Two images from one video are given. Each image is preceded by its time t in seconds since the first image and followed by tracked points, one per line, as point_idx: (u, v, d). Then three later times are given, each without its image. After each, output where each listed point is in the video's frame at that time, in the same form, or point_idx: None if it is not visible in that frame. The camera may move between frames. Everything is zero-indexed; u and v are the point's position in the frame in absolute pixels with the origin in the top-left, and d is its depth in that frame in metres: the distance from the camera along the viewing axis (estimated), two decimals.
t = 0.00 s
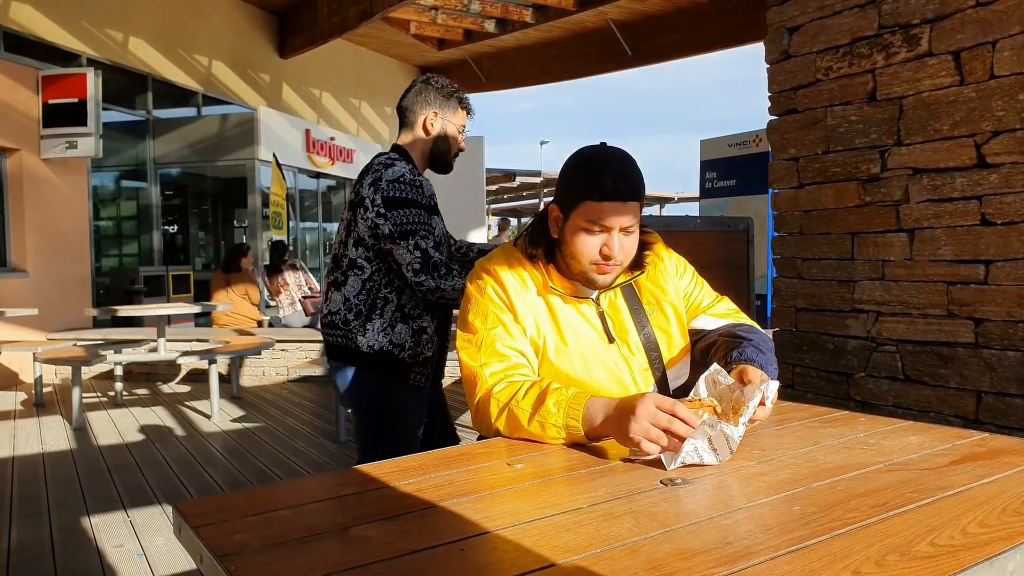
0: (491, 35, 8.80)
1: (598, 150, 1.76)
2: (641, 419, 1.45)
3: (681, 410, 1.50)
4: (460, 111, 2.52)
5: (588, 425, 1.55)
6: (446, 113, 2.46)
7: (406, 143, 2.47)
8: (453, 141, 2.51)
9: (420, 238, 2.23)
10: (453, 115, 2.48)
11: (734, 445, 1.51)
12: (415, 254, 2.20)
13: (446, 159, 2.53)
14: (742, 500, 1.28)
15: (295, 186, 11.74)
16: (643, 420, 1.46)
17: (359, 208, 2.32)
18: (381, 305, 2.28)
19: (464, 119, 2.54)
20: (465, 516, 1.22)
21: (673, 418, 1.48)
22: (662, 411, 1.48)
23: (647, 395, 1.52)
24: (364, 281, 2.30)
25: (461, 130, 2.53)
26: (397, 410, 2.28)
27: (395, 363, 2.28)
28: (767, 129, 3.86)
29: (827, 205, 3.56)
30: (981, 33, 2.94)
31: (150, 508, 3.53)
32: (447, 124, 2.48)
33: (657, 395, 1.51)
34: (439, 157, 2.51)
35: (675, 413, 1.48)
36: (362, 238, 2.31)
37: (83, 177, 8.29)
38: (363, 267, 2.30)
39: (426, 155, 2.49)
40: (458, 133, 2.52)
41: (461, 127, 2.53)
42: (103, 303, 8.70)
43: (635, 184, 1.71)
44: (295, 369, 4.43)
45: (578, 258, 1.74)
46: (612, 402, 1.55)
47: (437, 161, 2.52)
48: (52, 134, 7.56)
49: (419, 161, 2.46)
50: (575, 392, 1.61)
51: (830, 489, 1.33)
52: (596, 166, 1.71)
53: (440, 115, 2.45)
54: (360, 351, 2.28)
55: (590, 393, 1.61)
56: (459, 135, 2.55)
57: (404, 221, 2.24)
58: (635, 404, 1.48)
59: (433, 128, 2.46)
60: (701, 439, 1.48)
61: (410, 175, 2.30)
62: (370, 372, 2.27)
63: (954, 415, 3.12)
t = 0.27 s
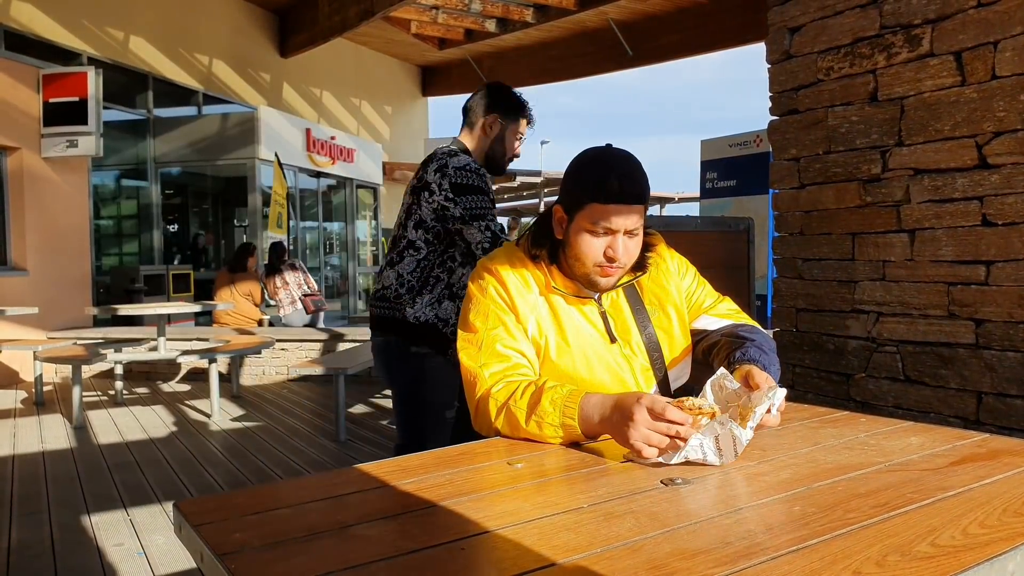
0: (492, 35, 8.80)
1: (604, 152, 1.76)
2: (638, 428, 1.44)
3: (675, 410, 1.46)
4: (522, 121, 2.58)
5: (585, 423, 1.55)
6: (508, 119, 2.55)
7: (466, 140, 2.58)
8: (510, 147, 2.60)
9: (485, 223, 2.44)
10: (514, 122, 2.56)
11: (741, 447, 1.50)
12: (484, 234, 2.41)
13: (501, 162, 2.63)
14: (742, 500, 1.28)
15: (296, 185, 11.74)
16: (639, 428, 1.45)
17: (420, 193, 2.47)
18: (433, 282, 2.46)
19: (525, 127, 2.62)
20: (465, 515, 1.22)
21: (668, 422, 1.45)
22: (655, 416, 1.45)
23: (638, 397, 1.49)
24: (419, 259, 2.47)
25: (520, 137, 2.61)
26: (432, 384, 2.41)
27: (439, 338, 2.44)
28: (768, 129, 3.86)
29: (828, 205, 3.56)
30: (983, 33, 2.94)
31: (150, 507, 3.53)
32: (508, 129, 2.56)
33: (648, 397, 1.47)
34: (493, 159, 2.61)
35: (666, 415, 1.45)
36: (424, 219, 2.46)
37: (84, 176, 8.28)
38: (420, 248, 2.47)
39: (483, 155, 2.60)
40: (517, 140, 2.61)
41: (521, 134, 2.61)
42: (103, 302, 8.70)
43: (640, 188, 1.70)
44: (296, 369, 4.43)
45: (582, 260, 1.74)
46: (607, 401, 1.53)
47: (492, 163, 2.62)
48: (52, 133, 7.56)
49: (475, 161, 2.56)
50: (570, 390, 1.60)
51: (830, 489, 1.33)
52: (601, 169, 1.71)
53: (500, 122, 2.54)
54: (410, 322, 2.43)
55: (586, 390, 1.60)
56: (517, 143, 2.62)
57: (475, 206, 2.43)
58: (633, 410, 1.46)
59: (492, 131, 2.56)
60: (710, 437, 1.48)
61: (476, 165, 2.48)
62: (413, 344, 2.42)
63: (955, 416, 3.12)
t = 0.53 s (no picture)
0: (494, 35, 8.79)
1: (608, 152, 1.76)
2: (637, 426, 1.43)
3: (670, 400, 1.43)
4: (539, 126, 2.57)
5: (581, 420, 1.54)
6: (526, 125, 2.54)
7: (483, 144, 2.58)
8: (526, 154, 2.59)
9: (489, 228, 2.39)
10: (532, 129, 2.55)
11: (745, 444, 1.52)
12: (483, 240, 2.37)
13: (516, 168, 2.62)
14: (744, 501, 1.28)
15: (297, 184, 11.74)
16: (637, 425, 1.43)
17: (432, 191, 2.46)
18: (440, 281, 2.47)
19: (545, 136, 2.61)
20: (466, 515, 1.22)
21: (664, 414, 1.43)
22: (650, 411, 1.43)
23: (630, 392, 1.45)
24: (429, 257, 2.48)
25: (537, 144, 2.60)
26: (425, 379, 2.42)
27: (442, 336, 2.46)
28: (770, 129, 3.86)
29: (830, 206, 3.56)
30: (985, 34, 2.93)
31: (150, 505, 3.53)
32: (525, 135, 2.55)
33: (641, 392, 1.44)
34: (508, 163, 2.60)
35: (662, 408, 1.42)
36: (436, 217, 2.46)
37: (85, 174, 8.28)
38: (431, 245, 2.48)
39: (499, 160, 2.59)
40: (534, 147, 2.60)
41: (539, 141, 2.60)
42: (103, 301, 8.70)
43: (643, 188, 1.71)
44: (296, 368, 4.42)
45: (583, 259, 1.74)
46: (601, 394, 1.52)
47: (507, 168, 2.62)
48: (53, 132, 7.56)
49: (489, 164, 2.56)
50: (565, 387, 1.60)
51: (832, 490, 1.33)
52: (604, 168, 1.71)
53: (516, 126, 2.53)
54: (415, 318, 2.44)
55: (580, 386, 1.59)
56: (535, 147, 2.60)
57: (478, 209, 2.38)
58: (632, 410, 1.44)
59: (509, 137, 2.55)
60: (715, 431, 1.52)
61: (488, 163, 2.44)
62: (410, 337, 2.44)
63: (956, 417, 3.11)
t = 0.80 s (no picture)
0: (494, 34, 8.79)
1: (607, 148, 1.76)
2: (634, 421, 1.45)
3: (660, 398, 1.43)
4: (498, 109, 2.48)
5: (577, 416, 1.54)
6: (481, 109, 2.48)
7: (449, 138, 2.58)
8: (488, 140, 2.50)
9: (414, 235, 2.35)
10: (488, 113, 2.48)
11: (747, 445, 1.50)
12: (386, 251, 2.38)
13: (483, 158, 2.53)
14: (744, 501, 1.28)
15: (297, 184, 11.74)
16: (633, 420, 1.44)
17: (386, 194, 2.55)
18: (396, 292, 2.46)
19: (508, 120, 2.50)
20: (466, 514, 1.22)
21: (657, 408, 1.42)
22: (643, 407, 1.43)
23: (622, 387, 1.45)
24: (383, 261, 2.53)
25: (499, 130, 2.49)
26: (396, 389, 2.39)
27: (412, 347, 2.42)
28: (771, 129, 3.86)
29: (830, 206, 3.56)
30: (986, 33, 2.93)
31: (150, 505, 3.53)
32: (481, 121, 2.49)
33: (632, 389, 1.43)
34: (475, 152, 2.53)
35: (653, 405, 1.42)
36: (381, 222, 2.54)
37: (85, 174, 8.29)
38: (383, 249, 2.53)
39: (466, 152, 2.54)
40: (496, 133, 2.49)
41: (502, 127, 2.49)
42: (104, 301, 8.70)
43: (643, 184, 1.71)
44: (297, 368, 4.42)
45: (584, 256, 1.73)
46: (596, 388, 1.52)
47: (475, 160, 2.55)
48: (54, 131, 7.56)
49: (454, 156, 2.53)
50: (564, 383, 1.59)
51: (833, 490, 1.33)
52: (605, 165, 1.71)
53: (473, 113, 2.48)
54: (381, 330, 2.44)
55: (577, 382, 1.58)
56: (500, 133, 2.50)
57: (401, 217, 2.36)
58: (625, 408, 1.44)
59: (466, 124, 2.51)
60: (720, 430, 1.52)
61: (417, 170, 2.44)
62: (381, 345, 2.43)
63: (956, 417, 3.11)
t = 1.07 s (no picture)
0: (494, 35, 8.80)
1: (602, 142, 1.82)
2: (631, 414, 1.45)
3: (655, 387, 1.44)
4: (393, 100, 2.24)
5: (575, 412, 1.55)
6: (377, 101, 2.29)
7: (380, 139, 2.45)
8: (388, 134, 2.27)
9: (304, 248, 2.19)
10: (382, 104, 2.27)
11: (751, 442, 1.50)
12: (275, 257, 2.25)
13: (394, 155, 2.32)
14: (745, 500, 1.28)
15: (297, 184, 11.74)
16: (630, 412, 1.45)
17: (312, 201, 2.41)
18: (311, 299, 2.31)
19: (403, 108, 2.23)
20: (467, 514, 1.22)
21: (653, 400, 1.44)
22: (639, 399, 1.44)
23: (619, 380, 1.46)
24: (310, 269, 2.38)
25: (394, 121, 2.24)
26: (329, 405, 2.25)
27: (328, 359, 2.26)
28: (771, 129, 3.86)
29: (830, 206, 3.56)
30: (985, 33, 2.94)
31: (150, 505, 3.53)
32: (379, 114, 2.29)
33: (627, 380, 1.45)
34: (388, 148, 2.31)
35: (650, 396, 1.43)
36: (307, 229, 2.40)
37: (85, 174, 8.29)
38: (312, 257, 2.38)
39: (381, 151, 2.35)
40: (393, 125, 2.25)
41: (395, 117, 2.24)
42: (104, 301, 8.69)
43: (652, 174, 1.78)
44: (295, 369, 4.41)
45: (604, 251, 1.76)
46: (593, 384, 1.53)
47: (390, 158, 2.34)
48: (54, 131, 7.56)
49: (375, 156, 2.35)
50: (562, 382, 1.60)
51: (833, 489, 1.33)
52: (612, 156, 1.76)
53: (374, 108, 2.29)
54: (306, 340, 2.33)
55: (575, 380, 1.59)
56: (401, 124, 2.24)
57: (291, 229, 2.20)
58: (622, 403, 1.45)
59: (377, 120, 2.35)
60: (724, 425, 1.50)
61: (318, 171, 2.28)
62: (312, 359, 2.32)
63: (956, 417, 3.12)
